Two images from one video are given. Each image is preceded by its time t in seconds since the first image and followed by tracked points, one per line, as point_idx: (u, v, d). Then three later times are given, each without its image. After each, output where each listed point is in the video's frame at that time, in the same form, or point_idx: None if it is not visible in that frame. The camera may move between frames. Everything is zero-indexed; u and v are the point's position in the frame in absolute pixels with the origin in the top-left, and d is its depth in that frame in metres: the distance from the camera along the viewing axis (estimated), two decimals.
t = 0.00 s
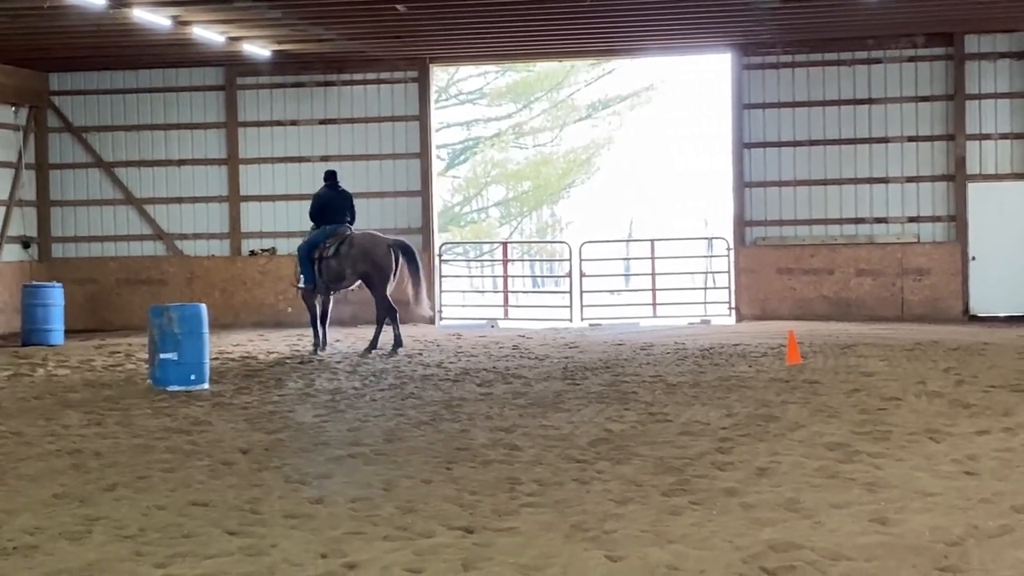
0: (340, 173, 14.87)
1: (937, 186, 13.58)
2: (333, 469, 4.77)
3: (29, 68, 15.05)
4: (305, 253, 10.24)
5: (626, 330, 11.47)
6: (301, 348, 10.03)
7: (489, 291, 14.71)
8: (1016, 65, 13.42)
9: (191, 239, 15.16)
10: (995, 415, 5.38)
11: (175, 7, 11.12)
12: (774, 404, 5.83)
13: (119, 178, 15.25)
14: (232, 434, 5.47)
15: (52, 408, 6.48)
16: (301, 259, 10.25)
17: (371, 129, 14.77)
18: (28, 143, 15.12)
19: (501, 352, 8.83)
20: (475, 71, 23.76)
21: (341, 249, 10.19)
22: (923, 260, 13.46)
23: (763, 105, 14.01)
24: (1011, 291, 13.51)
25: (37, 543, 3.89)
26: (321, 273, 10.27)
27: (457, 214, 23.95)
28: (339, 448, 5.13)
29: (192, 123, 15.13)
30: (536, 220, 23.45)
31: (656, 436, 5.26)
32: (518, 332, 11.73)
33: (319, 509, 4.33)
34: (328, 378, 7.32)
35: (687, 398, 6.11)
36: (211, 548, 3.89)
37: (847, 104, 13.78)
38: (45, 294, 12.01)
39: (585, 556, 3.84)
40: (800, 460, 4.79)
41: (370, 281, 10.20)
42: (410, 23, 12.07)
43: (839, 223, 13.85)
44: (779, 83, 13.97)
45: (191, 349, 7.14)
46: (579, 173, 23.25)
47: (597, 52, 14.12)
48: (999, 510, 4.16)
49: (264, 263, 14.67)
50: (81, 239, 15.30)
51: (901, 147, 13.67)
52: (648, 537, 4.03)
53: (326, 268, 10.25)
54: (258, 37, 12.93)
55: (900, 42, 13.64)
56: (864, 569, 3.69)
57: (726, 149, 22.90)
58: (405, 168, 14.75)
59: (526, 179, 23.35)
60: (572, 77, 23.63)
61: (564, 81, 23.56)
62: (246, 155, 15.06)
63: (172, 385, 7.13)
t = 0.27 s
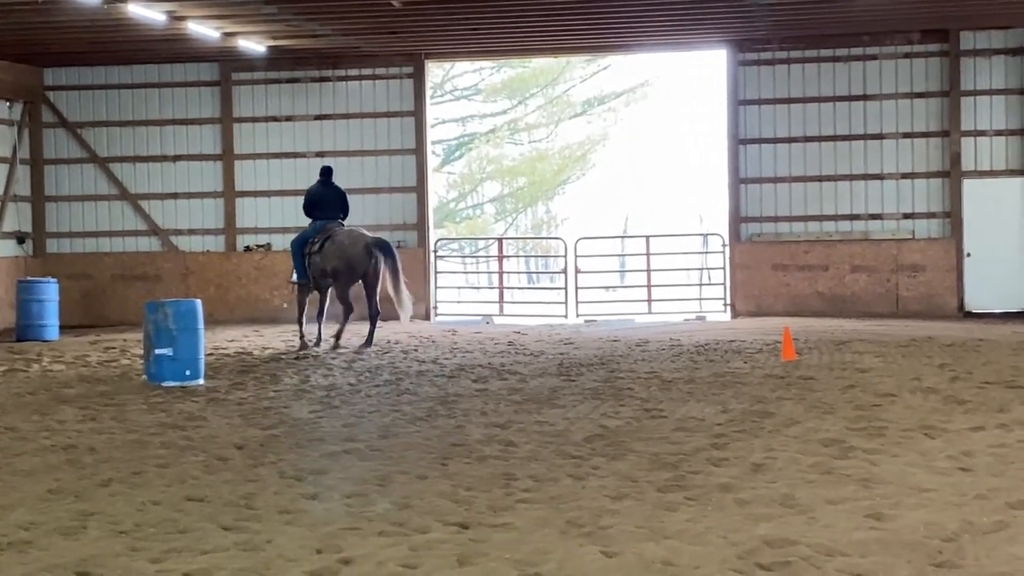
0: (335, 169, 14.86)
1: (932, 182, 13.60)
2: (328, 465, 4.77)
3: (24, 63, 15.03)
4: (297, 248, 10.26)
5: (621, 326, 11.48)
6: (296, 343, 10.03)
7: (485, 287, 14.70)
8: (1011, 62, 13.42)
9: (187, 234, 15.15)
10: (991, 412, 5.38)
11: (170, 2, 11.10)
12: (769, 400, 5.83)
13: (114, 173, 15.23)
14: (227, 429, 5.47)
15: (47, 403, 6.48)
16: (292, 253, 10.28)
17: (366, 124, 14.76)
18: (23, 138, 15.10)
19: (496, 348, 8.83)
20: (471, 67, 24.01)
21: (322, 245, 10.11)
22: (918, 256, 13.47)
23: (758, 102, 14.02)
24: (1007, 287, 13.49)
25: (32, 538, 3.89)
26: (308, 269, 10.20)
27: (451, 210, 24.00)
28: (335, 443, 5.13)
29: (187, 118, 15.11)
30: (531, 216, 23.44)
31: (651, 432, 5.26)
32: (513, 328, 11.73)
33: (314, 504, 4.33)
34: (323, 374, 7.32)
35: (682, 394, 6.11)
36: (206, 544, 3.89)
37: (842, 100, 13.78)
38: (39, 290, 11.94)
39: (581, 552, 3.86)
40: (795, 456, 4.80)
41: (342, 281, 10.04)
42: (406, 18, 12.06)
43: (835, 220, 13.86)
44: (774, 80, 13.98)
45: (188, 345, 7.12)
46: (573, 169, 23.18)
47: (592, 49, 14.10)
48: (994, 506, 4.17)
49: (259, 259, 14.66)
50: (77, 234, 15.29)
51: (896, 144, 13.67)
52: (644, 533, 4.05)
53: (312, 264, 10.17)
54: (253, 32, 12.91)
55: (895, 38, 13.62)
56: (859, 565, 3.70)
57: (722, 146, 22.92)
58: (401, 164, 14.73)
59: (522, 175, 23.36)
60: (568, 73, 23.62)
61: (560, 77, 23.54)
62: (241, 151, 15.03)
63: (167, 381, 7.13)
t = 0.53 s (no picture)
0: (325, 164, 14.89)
1: (923, 178, 13.61)
2: (320, 460, 4.78)
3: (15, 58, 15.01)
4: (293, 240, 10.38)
5: (612, 322, 11.48)
6: (287, 338, 10.02)
7: (476, 283, 14.68)
8: (1002, 58, 13.38)
9: (177, 229, 15.16)
10: (981, 408, 5.39)
11: None
12: (760, 396, 5.84)
13: (105, 169, 15.22)
14: (218, 425, 5.47)
15: (38, 398, 6.48)
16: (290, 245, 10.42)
17: (357, 120, 14.77)
18: (14, 133, 15.11)
19: (487, 343, 8.83)
20: (462, 63, 23.87)
21: (301, 242, 10.13)
22: (909, 253, 13.45)
23: (749, 97, 14.01)
24: (999, 284, 13.49)
25: (23, 534, 3.90)
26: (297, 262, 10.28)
27: (442, 206, 23.92)
28: (325, 439, 5.13)
29: (177, 113, 15.11)
30: (522, 211, 23.38)
31: (642, 427, 5.27)
32: (504, 323, 11.74)
33: (305, 500, 4.33)
34: (314, 370, 7.32)
35: (673, 389, 6.12)
36: (197, 539, 3.90)
37: (833, 96, 13.79)
38: (29, 285, 11.97)
39: (571, 547, 3.87)
40: (786, 452, 4.80)
41: (314, 278, 10.02)
42: (397, 13, 12.05)
43: (825, 216, 13.84)
44: (764, 75, 13.96)
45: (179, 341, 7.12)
46: (565, 164, 23.14)
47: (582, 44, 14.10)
48: (984, 502, 4.18)
49: (249, 254, 14.66)
50: (67, 230, 15.29)
51: (887, 140, 13.69)
52: (634, 529, 4.06)
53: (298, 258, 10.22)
54: (244, 27, 12.90)
55: (886, 34, 13.59)
56: (848, 561, 3.71)
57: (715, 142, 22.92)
58: (390, 159, 14.76)
59: (512, 170, 23.29)
60: (559, 68, 23.61)
61: (550, 73, 23.59)
62: (232, 146, 15.04)
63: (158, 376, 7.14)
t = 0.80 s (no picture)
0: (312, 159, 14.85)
1: (909, 174, 13.64)
2: (305, 455, 4.78)
3: None
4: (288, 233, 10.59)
5: (598, 317, 11.49)
6: (274, 334, 10.00)
7: (462, 278, 14.68)
8: (988, 54, 13.44)
9: (163, 224, 15.12)
10: (966, 403, 5.41)
11: None
12: (746, 391, 5.85)
13: (90, 164, 15.17)
14: (203, 421, 5.46)
15: (22, 394, 6.47)
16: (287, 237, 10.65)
17: (343, 115, 14.76)
18: None
19: (474, 339, 8.83)
20: (448, 57, 23.59)
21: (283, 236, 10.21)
22: (894, 248, 13.51)
23: (736, 93, 14.01)
24: (985, 279, 13.49)
25: (6, 530, 3.89)
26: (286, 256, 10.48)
27: (429, 200, 23.52)
28: (311, 435, 5.13)
29: (163, 108, 15.07)
30: (509, 207, 23.14)
31: (627, 423, 5.27)
32: (491, 319, 11.74)
33: (291, 495, 4.33)
34: (300, 365, 7.32)
35: (659, 385, 6.12)
36: (182, 534, 3.89)
37: (819, 92, 13.80)
38: (15, 280, 11.96)
39: (557, 544, 3.88)
40: (772, 448, 4.81)
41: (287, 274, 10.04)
42: (384, 9, 12.05)
43: (811, 212, 13.86)
44: (750, 71, 13.97)
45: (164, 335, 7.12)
46: (551, 160, 23.17)
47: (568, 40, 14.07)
48: (969, 497, 4.20)
49: (235, 249, 14.64)
50: (52, 225, 15.23)
51: (873, 137, 13.71)
52: (620, 524, 4.08)
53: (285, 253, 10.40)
54: (230, 22, 12.86)
55: (872, 30, 13.62)
56: (832, 557, 3.72)
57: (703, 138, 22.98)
58: (378, 154, 14.73)
59: (499, 165, 23.02)
60: (545, 64, 23.59)
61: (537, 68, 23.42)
62: (218, 141, 15.03)
63: (143, 371, 7.14)
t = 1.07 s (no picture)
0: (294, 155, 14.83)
1: (888, 171, 13.71)
2: (286, 451, 4.77)
3: None
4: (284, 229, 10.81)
5: (579, 313, 11.51)
6: (254, 330, 9.99)
7: (444, 273, 14.66)
8: (966, 52, 13.50)
9: (143, 220, 15.03)
10: (943, 399, 5.44)
11: None
12: (725, 387, 5.87)
13: (69, 159, 15.10)
14: (183, 417, 5.45)
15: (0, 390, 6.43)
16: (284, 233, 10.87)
17: (325, 111, 14.74)
18: None
19: (454, 335, 8.83)
20: (429, 54, 23.85)
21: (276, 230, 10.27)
22: (873, 245, 13.57)
23: (717, 90, 14.07)
24: (963, 276, 13.58)
25: None
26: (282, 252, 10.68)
27: (410, 197, 23.86)
28: (291, 431, 5.12)
29: (143, 103, 15.01)
30: (491, 203, 23.44)
31: (607, 419, 5.29)
32: (471, 315, 11.75)
33: (270, 491, 4.33)
34: (280, 362, 7.31)
35: (639, 381, 6.14)
36: (161, 530, 3.89)
37: (800, 90, 13.82)
38: None
39: (537, 540, 3.90)
40: (751, 444, 4.83)
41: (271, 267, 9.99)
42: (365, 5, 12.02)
43: (791, 209, 13.93)
44: (731, 68, 14.02)
45: (144, 331, 7.11)
46: (533, 156, 23.15)
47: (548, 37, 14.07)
48: (946, 492, 4.24)
49: (216, 245, 14.58)
50: (31, 221, 15.16)
51: (852, 134, 13.76)
52: (599, 520, 4.10)
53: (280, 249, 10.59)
54: (210, 18, 12.81)
55: (852, 28, 13.67)
56: (809, 553, 3.75)
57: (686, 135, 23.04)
58: (360, 150, 14.72)
59: (480, 162, 23.30)
60: (527, 61, 23.66)
61: (518, 65, 23.58)
62: (199, 136, 14.95)
63: (122, 367, 7.11)
